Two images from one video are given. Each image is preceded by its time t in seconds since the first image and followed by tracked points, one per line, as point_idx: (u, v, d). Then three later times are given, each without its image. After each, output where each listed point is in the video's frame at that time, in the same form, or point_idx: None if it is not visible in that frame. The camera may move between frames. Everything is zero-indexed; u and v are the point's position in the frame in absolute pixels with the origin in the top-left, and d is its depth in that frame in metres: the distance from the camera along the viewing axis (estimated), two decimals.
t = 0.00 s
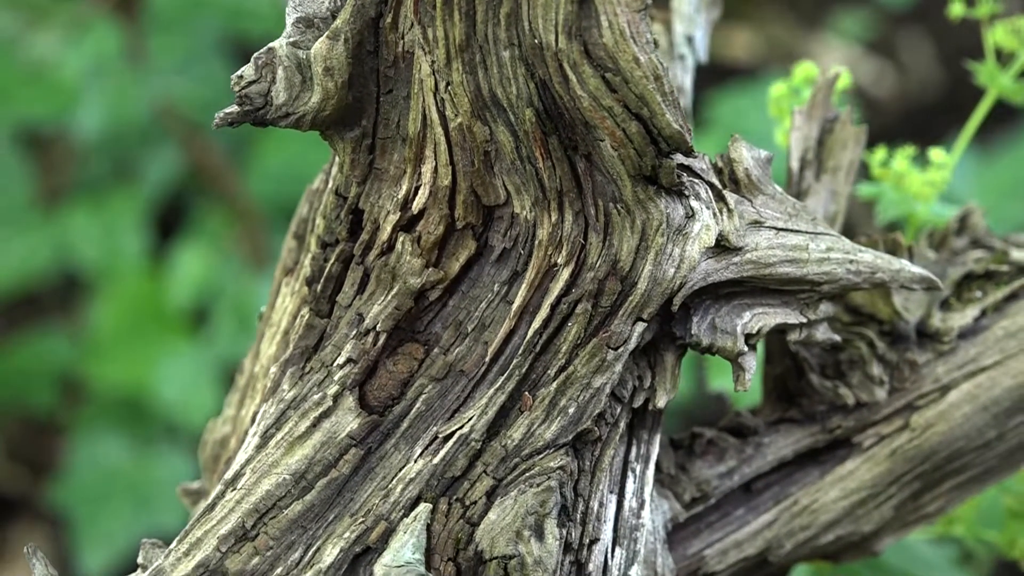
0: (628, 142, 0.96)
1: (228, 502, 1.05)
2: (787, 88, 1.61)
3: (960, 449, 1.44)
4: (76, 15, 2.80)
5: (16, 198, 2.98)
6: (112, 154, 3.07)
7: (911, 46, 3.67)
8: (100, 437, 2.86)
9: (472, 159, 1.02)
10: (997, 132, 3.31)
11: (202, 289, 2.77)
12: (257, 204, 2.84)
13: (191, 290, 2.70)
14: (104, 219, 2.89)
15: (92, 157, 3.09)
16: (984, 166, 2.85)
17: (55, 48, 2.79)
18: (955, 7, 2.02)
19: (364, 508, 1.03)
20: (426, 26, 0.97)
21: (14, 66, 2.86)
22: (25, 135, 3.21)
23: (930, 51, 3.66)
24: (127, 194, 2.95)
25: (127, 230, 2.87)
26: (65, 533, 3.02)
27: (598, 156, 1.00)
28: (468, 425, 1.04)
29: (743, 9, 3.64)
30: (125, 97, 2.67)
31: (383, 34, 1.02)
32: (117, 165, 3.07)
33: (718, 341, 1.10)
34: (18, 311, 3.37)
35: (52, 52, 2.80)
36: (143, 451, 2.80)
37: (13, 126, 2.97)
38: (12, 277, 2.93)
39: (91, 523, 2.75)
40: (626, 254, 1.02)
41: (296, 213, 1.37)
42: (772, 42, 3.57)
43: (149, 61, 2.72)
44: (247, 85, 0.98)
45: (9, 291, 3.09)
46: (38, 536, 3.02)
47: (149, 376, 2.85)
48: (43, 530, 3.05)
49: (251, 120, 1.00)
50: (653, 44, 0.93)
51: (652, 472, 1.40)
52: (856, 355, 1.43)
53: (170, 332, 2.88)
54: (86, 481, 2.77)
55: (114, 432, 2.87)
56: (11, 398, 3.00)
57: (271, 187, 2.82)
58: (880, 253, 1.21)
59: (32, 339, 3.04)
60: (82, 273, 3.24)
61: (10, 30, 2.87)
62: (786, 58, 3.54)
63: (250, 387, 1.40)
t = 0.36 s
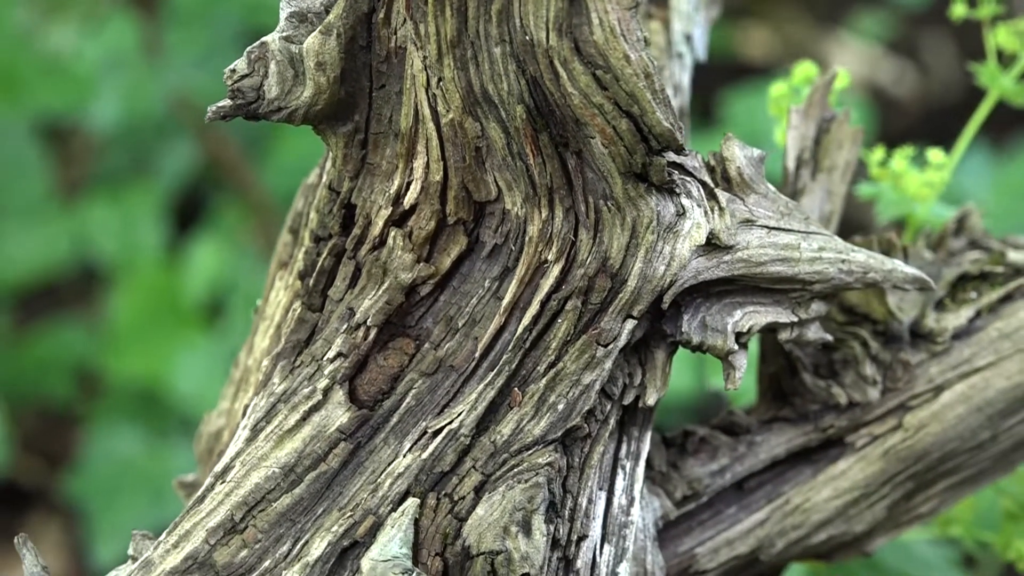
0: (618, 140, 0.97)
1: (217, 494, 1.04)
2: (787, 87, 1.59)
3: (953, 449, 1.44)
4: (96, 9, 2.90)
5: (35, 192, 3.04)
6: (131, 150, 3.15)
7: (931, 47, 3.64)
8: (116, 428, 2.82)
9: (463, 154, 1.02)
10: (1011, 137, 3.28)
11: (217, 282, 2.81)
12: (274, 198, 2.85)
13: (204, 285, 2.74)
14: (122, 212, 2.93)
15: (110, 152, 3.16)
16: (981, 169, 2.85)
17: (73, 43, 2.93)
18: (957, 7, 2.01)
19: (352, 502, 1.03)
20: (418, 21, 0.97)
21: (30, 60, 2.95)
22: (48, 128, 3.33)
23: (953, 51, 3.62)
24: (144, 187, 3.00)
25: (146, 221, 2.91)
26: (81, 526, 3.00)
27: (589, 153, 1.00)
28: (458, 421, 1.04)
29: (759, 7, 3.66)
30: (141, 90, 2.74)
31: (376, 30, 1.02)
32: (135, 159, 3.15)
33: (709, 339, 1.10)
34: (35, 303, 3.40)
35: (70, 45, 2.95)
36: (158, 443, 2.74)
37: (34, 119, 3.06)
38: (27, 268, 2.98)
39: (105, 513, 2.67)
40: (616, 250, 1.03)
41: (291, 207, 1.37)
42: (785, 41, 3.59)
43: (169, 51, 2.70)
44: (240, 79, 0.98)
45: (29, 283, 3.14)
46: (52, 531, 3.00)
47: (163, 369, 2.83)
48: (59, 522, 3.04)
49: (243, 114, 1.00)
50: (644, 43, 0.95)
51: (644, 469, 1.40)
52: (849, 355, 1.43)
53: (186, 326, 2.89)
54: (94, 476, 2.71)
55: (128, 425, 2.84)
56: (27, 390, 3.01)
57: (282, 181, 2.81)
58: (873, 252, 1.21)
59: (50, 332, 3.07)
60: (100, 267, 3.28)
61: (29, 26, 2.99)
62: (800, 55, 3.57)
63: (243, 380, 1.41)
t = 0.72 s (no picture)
0: (608, 137, 0.98)
1: (207, 487, 1.04)
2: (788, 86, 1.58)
3: (945, 449, 1.44)
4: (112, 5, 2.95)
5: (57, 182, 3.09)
6: (151, 142, 3.13)
7: (954, 46, 3.57)
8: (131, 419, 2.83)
9: (455, 150, 1.03)
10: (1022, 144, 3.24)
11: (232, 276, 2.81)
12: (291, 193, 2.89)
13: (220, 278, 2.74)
14: (141, 205, 2.96)
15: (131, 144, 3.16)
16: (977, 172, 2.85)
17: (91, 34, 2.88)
18: (959, 8, 2.01)
19: (341, 495, 1.03)
20: (411, 16, 0.98)
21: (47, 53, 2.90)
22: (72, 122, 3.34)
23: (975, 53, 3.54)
24: (161, 181, 3.01)
25: (164, 215, 2.93)
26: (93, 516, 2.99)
27: (580, 150, 1.00)
28: (447, 416, 1.04)
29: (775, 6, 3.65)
30: (154, 86, 2.76)
31: (369, 25, 1.03)
32: (152, 150, 3.13)
33: (699, 336, 1.10)
34: (57, 292, 3.42)
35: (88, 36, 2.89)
36: (171, 434, 2.74)
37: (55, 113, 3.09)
38: (48, 262, 3.03)
39: (119, 504, 2.68)
40: (606, 247, 1.03)
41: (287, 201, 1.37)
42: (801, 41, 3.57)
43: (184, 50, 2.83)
44: (232, 73, 0.98)
45: (46, 273, 3.15)
46: (64, 523, 2.99)
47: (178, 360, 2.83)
48: (74, 512, 3.04)
49: (236, 107, 1.00)
50: (634, 40, 0.95)
51: (635, 466, 1.40)
52: (842, 354, 1.43)
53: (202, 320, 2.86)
54: (109, 465, 2.73)
55: (143, 416, 2.84)
56: (45, 378, 3.05)
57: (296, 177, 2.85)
58: (865, 252, 1.21)
59: (70, 324, 3.10)
60: (118, 258, 3.30)
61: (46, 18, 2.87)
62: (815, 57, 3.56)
63: (237, 372, 1.41)
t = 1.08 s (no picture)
0: (599, 133, 0.98)
1: (196, 477, 1.04)
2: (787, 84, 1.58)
3: (938, 449, 1.44)
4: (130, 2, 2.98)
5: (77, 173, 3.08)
6: (172, 134, 3.10)
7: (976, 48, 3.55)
8: (147, 412, 2.81)
9: (447, 144, 1.03)
10: None
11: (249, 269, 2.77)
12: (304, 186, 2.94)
13: (237, 271, 2.72)
14: (161, 199, 2.94)
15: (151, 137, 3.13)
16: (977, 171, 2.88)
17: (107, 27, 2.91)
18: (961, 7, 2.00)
19: (329, 488, 1.03)
20: (403, 11, 0.97)
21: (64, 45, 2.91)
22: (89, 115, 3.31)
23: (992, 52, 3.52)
24: (179, 174, 2.99)
25: (183, 208, 2.92)
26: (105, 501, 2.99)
27: (571, 145, 1.01)
28: (436, 409, 1.04)
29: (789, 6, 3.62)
30: (170, 78, 2.78)
31: (362, 19, 1.03)
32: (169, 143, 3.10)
33: (689, 333, 1.10)
34: (76, 285, 3.40)
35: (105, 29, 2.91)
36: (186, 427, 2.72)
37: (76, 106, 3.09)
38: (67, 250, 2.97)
39: (134, 496, 2.68)
40: (597, 243, 1.03)
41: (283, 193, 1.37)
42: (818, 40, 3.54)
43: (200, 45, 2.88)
44: (225, 65, 0.99)
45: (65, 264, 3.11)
46: (82, 511, 3.03)
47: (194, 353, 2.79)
48: (89, 503, 3.06)
49: (229, 99, 1.00)
50: (625, 36, 0.95)
51: (627, 462, 1.41)
52: (835, 353, 1.43)
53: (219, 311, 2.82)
54: (126, 457, 2.72)
55: (161, 409, 2.82)
56: (61, 369, 3.02)
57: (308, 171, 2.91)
58: (858, 251, 1.21)
59: (87, 316, 3.06)
60: (137, 249, 3.28)
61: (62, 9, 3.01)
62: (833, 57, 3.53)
63: (231, 363, 1.41)
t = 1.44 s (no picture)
0: (589, 128, 0.98)
1: (186, 468, 1.05)
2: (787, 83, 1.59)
3: (930, 448, 1.44)
4: None
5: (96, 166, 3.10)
6: (188, 127, 3.10)
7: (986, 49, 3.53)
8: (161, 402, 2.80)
9: (438, 138, 1.03)
10: None
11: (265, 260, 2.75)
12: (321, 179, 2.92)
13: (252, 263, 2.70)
14: (179, 193, 2.96)
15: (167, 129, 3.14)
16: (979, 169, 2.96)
17: (122, 17, 2.92)
18: (961, 7, 2.00)
19: (318, 480, 1.04)
20: (395, 5, 0.98)
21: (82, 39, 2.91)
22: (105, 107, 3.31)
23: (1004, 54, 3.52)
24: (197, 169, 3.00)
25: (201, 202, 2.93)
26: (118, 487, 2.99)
27: (561, 141, 1.01)
28: (425, 403, 1.04)
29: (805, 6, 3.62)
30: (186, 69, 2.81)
31: (355, 13, 1.03)
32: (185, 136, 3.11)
33: (679, 329, 1.10)
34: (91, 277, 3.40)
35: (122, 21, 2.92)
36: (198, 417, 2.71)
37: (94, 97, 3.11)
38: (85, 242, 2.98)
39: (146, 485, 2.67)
40: (587, 239, 1.03)
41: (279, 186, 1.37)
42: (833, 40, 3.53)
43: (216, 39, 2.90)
44: (218, 58, 0.99)
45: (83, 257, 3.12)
46: (96, 500, 3.02)
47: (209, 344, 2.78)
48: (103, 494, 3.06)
49: (222, 92, 1.01)
50: (615, 32, 0.95)
51: (619, 457, 1.41)
52: (828, 351, 1.43)
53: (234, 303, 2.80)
54: (141, 448, 2.73)
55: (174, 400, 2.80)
56: (78, 362, 3.04)
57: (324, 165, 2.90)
58: (850, 249, 1.21)
59: (105, 308, 3.08)
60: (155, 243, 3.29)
61: None
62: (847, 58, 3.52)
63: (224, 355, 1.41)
